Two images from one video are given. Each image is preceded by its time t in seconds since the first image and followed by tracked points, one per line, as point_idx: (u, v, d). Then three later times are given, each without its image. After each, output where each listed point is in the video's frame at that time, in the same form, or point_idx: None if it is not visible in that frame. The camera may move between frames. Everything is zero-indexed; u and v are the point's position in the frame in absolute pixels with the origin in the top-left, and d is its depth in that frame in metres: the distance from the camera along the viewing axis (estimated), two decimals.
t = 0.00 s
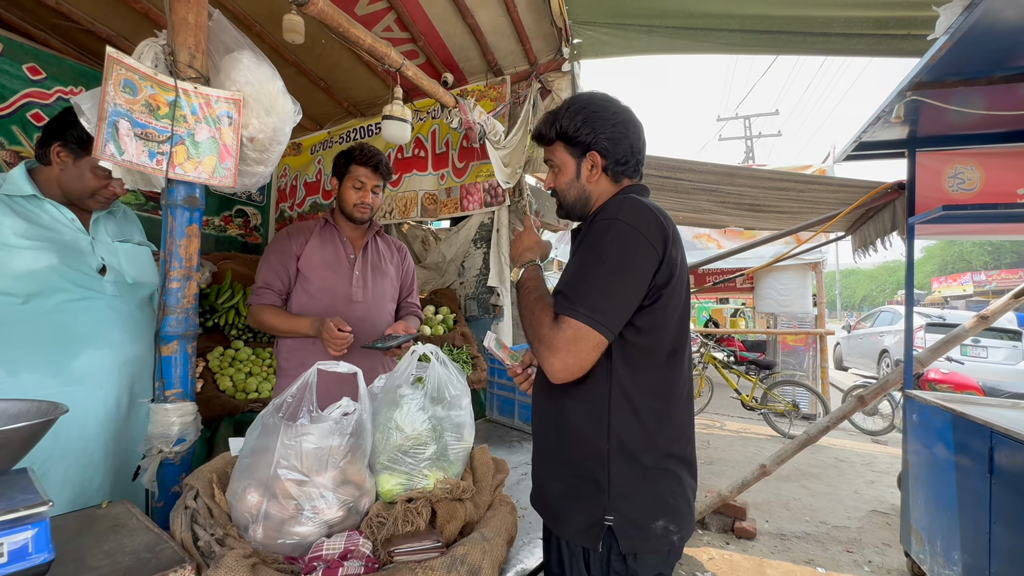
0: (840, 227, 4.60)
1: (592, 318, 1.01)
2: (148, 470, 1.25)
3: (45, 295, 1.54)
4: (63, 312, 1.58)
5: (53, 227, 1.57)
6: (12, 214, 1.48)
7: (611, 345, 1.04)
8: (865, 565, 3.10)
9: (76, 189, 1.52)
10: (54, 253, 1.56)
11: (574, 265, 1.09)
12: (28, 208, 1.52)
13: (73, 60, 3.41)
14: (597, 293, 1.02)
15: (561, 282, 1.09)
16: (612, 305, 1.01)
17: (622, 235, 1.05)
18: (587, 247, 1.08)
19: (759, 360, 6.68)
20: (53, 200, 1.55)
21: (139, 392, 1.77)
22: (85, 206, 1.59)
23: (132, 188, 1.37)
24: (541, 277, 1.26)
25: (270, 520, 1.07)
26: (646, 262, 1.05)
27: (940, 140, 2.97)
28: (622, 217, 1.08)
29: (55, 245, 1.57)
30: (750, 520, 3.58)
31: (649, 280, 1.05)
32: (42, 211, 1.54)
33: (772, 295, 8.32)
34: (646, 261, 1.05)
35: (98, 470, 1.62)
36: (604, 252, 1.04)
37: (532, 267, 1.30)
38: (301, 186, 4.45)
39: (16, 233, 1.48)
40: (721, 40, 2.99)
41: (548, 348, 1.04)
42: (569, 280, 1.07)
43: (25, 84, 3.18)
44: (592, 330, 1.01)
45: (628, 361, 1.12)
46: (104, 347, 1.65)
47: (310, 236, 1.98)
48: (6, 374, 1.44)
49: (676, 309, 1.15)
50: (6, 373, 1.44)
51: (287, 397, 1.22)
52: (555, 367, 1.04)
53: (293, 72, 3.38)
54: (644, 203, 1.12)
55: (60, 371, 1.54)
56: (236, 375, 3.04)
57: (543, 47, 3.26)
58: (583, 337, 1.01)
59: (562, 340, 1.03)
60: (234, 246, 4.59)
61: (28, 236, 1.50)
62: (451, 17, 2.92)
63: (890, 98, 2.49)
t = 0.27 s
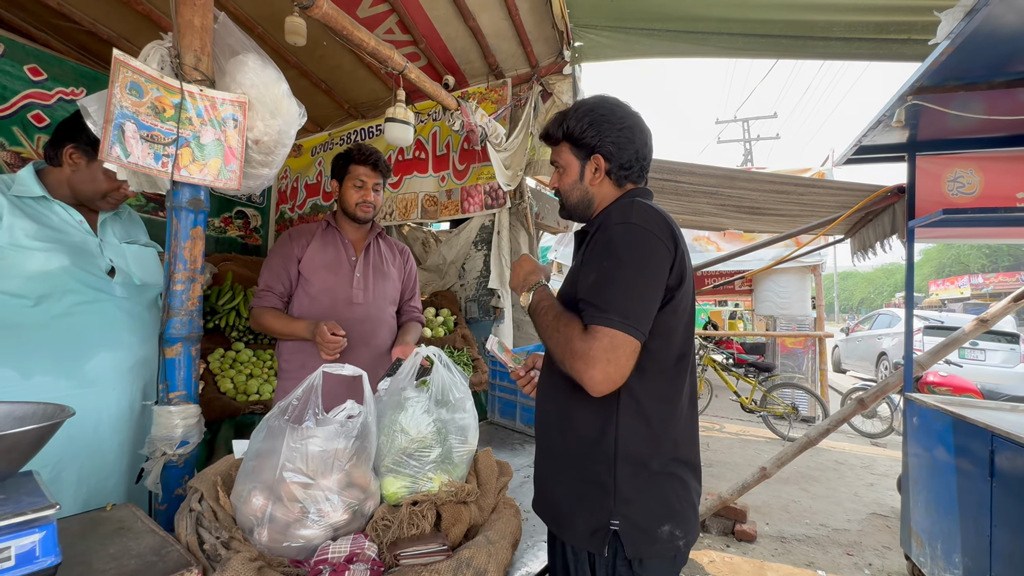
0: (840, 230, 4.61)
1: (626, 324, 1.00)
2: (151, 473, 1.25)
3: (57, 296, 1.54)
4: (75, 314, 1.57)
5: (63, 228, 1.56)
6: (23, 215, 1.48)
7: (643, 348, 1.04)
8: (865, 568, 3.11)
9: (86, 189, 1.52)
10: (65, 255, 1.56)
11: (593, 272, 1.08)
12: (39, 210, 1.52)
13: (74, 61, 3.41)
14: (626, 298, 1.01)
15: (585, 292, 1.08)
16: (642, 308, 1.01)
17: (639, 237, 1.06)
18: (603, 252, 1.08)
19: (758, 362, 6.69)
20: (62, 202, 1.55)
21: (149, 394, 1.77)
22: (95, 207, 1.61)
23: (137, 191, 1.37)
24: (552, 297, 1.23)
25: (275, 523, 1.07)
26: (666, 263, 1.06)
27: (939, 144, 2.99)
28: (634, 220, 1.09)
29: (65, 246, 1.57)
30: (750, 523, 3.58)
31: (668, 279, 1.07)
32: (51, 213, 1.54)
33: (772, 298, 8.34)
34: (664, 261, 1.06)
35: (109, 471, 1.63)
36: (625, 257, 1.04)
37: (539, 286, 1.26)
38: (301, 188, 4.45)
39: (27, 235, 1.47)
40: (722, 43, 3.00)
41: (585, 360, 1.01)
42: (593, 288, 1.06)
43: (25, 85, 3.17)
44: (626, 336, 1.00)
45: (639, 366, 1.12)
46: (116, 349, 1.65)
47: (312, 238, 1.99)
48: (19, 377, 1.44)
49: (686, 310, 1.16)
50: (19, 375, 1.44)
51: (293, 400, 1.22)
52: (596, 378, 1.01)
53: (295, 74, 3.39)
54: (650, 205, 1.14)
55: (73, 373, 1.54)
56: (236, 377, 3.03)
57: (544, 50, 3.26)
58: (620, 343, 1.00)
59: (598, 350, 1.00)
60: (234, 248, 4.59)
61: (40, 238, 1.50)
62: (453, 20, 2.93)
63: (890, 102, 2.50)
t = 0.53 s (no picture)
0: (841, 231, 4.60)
1: (652, 327, 0.98)
2: (149, 474, 1.24)
3: (70, 293, 1.53)
4: (87, 311, 1.57)
5: (79, 227, 1.56)
6: (40, 212, 1.48)
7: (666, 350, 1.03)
8: (867, 571, 3.09)
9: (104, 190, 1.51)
10: (80, 252, 1.55)
11: (608, 275, 1.05)
12: (57, 207, 1.52)
13: (75, 60, 3.40)
14: (648, 300, 0.99)
15: (603, 296, 1.04)
16: (665, 309, 1.00)
17: (652, 236, 1.05)
18: (616, 256, 1.06)
19: (759, 364, 6.67)
20: (81, 201, 1.55)
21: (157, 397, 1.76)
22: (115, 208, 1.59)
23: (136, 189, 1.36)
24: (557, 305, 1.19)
25: (274, 526, 1.05)
26: (681, 262, 1.06)
27: (942, 145, 2.98)
28: (647, 219, 1.08)
29: (80, 245, 1.57)
30: (751, 525, 3.57)
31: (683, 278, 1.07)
32: (69, 212, 1.55)
33: (773, 299, 8.33)
34: (680, 260, 1.06)
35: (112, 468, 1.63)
36: (644, 257, 1.02)
37: (542, 295, 1.24)
38: (302, 188, 4.44)
39: (43, 232, 1.47)
40: (725, 44, 2.99)
41: (613, 367, 0.98)
42: (612, 292, 1.03)
43: (25, 83, 3.16)
44: (651, 339, 0.98)
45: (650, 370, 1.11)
46: (124, 345, 1.65)
47: (313, 237, 1.98)
48: (29, 371, 1.45)
49: (693, 311, 1.17)
50: (28, 369, 1.45)
51: (292, 400, 1.20)
52: (626, 385, 0.98)
53: (296, 73, 3.38)
54: (658, 203, 1.13)
55: (81, 369, 1.54)
56: (236, 377, 3.03)
57: (546, 50, 3.25)
58: (647, 346, 0.98)
59: (626, 356, 0.98)
60: (234, 247, 4.58)
61: (56, 235, 1.50)
62: (454, 20, 2.92)
63: (894, 102, 2.49)
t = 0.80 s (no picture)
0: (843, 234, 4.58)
1: (658, 340, 0.97)
2: (140, 477, 1.24)
3: (72, 288, 1.54)
4: (88, 306, 1.56)
5: (100, 225, 1.61)
6: (60, 211, 1.54)
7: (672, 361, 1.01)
8: None
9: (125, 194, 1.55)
10: (87, 246, 1.56)
11: (611, 286, 1.03)
12: (80, 207, 1.59)
13: (75, 61, 3.40)
14: (652, 313, 0.97)
15: (607, 308, 1.03)
16: (671, 321, 0.99)
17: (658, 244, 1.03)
18: (616, 269, 1.04)
19: (761, 367, 6.64)
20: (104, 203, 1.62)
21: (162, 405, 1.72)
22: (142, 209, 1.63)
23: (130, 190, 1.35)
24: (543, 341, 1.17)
25: (263, 532, 1.03)
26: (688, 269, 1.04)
27: (945, 147, 2.95)
28: (652, 224, 1.06)
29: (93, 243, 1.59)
30: (752, 530, 3.54)
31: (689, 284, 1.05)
32: (91, 212, 1.61)
33: (775, 301, 8.30)
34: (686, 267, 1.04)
35: (102, 473, 1.60)
36: (649, 267, 1.00)
37: (528, 329, 1.21)
38: (302, 189, 4.43)
39: (58, 229, 1.53)
40: (726, 45, 2.97)
41: (619, 383, 0.97)
42: (616, 304, 1.01)
43: (26, 84, 3.16)
44: (657, 352, 0.97)
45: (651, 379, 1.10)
46: (121, 341, 1.63)
47: (297, 238, 1.98)
48: (31, 366, 1.47)
49: (697, 317, 1.16)
50: (28, 368, 1.46)
51: (283, 404, 1.19)
52: (632, 400, 0.97)
53: (296, 74, 3.37)
54: (660, 206, 1.12)
55: (81, 371, 1.55)
56: (233, 379, 3.02)
57: (546, 51, 3.24)
58: (653, 360, 0.97)
59: (631, 371, 0.96)
60: (234, 248, 4.58)
61: (71, 233, 1.55)
62: (453, 21, 2.91)
63: (896, 104, 2.46)
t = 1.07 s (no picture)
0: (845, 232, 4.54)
1: (655, 341, 0.94)
2: (126, 474, 1.21)
3: (75, 280, 1.55)
4: (93, 301, 1.58)
5: (111, 221, 1.62)
6: (71, 205, 1.55)
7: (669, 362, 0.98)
8: None
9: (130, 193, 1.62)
10: (96, 242, 1.58)
11: (606, 283, 1.00)
12: (94, 203, 1.60)
13: (73, 57, 3.34)
14: (648, 314, 0.94)
15: (602, 307, 0.99)
16: (668, 321, 0.95)
17: (656, 239, 0.99)
18: (612, 265, 1.01)
19: (762, 367, 6.60)
20: (118, 198, 1.63)
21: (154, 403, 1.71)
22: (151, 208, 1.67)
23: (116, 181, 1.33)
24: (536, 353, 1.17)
25: (247, 529, 1.01)
26: (687, 264, 1.01)
27: (949, 144, 2.92)
28: (651, 217, 1.02)
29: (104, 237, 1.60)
30: (752, 530, 3.51)
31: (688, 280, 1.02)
32: (104, 207, 1.62)
33: (776, 301, 8.26)
34: (685, 263, 1.01)
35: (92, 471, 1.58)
36: (646, 263, 0.97)
37: (522, 345, 1.22)
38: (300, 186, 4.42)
39: (68, 223, 1.53)
40: (728, 40, 2.94)
41: (614, 387, 0.94)
42: (611, 302, 0.98)
43: (23, 80, 3.08)
44: (653, 353, 0.94)
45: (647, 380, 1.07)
46: (115, 335, 1.62)
47: (266, 234, 1.90)
48: (32, 357, 1.47)
49: (696, 314, 1.12)
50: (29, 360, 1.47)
51: (269, 400, 1.17)
52: (627, 405, 0.95)
53: (294, 71, 3.35)
54: (658, 197, 1.08)
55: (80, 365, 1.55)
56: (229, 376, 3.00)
57: (546, 47, 3.21)
58: (649, 362, 0.94)
59: (625, 374, 0.94)
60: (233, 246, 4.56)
61: (82, 227, 1.56)
62: (452, 16, 2.89)
63: (899, 99, 2.43)
